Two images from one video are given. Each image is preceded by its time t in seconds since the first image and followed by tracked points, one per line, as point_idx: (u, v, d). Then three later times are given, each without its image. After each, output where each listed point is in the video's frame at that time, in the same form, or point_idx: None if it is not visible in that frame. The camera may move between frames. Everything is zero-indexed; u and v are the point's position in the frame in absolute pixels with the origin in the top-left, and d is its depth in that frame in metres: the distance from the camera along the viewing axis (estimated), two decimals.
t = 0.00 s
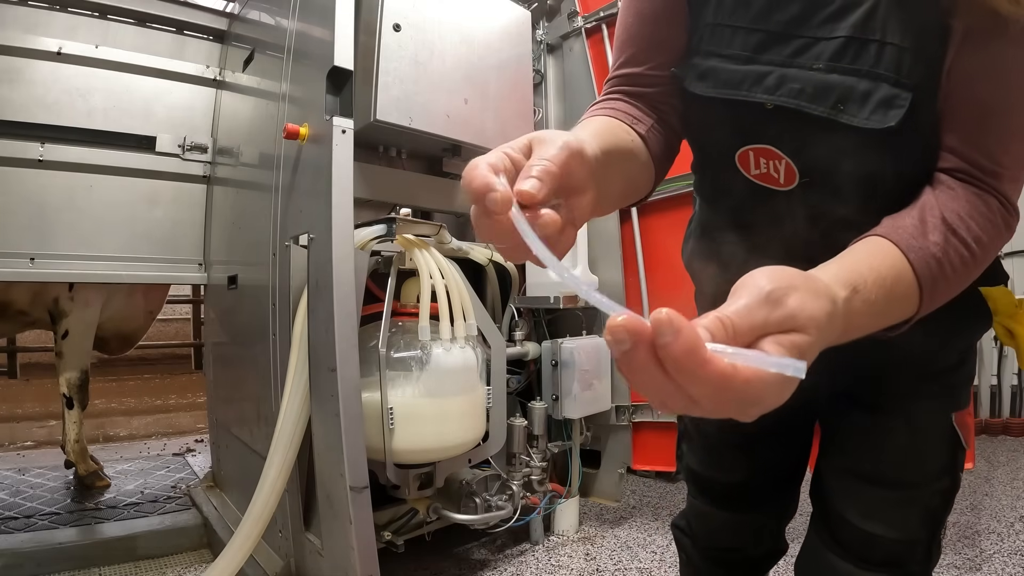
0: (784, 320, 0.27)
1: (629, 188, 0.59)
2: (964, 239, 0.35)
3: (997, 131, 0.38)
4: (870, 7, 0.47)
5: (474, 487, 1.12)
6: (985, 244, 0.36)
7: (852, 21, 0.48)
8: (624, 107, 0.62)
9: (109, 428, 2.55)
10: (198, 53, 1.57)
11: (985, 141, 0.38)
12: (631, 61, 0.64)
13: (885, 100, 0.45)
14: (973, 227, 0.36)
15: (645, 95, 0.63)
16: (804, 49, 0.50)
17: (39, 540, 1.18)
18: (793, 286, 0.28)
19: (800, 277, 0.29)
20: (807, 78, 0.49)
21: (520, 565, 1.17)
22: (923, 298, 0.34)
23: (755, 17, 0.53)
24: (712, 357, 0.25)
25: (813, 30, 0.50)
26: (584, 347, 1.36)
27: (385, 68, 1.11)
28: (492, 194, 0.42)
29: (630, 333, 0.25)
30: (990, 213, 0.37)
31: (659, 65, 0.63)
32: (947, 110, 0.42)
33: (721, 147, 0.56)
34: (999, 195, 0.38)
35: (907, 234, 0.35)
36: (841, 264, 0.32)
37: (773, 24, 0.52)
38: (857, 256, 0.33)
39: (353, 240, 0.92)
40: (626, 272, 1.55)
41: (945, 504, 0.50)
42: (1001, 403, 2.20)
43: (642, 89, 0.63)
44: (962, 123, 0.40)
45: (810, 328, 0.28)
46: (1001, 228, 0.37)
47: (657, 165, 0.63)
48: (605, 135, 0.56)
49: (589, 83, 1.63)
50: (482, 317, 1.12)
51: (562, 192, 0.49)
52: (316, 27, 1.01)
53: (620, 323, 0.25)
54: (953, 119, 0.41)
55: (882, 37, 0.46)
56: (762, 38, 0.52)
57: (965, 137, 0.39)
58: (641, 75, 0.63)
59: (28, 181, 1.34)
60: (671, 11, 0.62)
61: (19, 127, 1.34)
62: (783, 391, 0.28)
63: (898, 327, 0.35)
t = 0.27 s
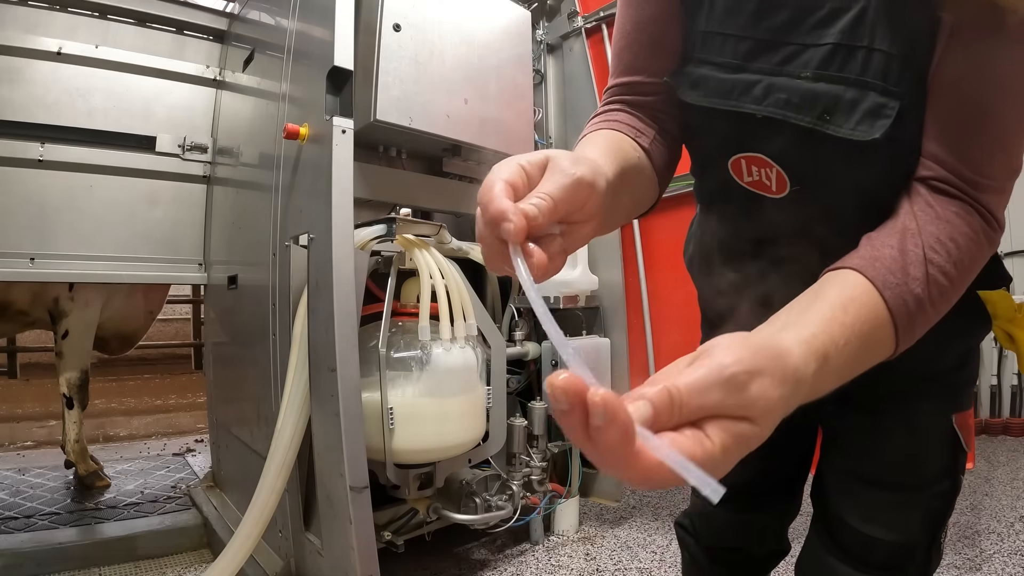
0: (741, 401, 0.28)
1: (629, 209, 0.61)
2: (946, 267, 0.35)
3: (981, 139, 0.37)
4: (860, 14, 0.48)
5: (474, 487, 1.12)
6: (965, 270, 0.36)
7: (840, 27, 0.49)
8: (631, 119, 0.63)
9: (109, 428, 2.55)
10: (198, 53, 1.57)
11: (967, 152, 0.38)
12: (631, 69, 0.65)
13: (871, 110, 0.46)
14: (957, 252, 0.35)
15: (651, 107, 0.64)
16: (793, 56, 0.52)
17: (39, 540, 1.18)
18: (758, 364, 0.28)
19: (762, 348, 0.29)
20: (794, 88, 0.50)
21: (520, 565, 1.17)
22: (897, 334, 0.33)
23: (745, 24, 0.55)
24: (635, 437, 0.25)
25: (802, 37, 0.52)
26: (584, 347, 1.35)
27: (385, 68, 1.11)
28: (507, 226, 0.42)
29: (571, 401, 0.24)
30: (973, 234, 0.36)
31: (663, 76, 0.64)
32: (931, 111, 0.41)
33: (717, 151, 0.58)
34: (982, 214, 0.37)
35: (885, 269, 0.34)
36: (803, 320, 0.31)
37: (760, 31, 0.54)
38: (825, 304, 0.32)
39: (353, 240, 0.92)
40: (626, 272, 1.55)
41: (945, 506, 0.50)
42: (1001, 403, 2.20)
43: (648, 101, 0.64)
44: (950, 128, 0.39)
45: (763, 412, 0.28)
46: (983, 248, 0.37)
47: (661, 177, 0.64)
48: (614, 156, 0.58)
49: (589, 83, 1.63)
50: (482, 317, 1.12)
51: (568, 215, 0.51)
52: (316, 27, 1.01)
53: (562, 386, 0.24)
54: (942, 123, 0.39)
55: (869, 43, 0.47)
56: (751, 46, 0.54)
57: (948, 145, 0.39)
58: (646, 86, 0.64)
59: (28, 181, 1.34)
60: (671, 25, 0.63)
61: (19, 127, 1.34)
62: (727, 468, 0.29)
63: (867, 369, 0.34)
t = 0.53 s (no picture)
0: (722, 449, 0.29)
1: (625, 207, 0.61)
2: (941, 260, 0.35)
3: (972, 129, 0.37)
4: (848, 11, 0.48)
5: (474, 487, 1.13)
6: (961, 263, 0.36)
7: (828, 25, 0.49)
8: (627, 116, 0.63)
9: (109, 428, 2.55)
10: (198, 53, 1.57)
11: (958, 144, 0.38)
12: (621, 65, 0.65)
13: (859, 107, 0.47)
14: (952, 245, 0.35)
15: (647, 106, 0.64)
16: (782, 54, 0.52)
17: (39, 540, 1.18)
18: (742, 404, 0.28)
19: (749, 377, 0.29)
20: (783, 85, 0.50)
21: (520, 565, 1.16)
22: (896, 331, 0.33)
23: (734, 23, 0.55)
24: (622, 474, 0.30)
25: (789, 35, 0.52)
26: (585, 347, 1.36)
27: (385, 68, 1.11)
28: (509, 204, 0.44)
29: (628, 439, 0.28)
30: (967, 227, 0.36)
31: (659, 76, 0.64)
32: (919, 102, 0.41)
33: (709, 151, 0.58)
34: (975, 206, 0.37)
35: (882, 263, 0.33)
36: (795, 324, 0.32)
37: (749, 30, 0.54)
38: (818, 305, 0.32)
39: (353, 240, 0.92)
40: (626, 271, 1.55)
41: (943, 507, 0.50)
42: (1001, 404, 2.20)
43: (644, 99, 0.64)
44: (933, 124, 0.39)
45: (740, 458, 0.29)
46: (979, 240, 0.37)
47: (654, 176, 0.64)
48: (615, 150, 0.58)
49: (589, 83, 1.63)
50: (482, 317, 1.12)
51: (569, 202, 0.51)
52: (316, 27, 1.01)
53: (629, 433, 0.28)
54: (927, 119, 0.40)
55: (858, 40, 0.47)
56: (740, 45, 0.54)
57: (938, 135, 0.39)
58: (644, 85, 0.64)
59: (28, 181, 1.34)
60: (670, 25, 0.64)
61: (19, 127, 1.34)
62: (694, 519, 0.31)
63: (865, 367, 0.34)
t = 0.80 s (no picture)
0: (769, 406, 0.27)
1: (611, 208, 0.61)
2: (953, 254, 0.35)
3: (972, 129, 0.38)
4: (847, 9, 0.48)
5: (474, 487, 1.13)
6: (971, 257, 0.36)
7: (827, 23, 0.49)
8: (619, 116, 0.63)
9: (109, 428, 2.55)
10: (198, 53, 1.57)
11: (961, 143, 0.38)
12: (616, 65, 0.65)
13: (860, 106, 0.47)
14: (963, 239, 0.35)
15: (640, 106, 0.64)
16: (781, 53, 0.52)
17: (39, 540, 1.18)
18: (793, 359, 0.27)
19: (790, 335, 0.28)
20: (783, 84, 0.50)
21: (520, 565, 1.17)
22: (914, 320, 0.33)
23: (731, 23, 0.55)
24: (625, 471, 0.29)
25: (788, 34, 0.52)
26: (584, 347, 1.35)
27: (385, 68, 1.11)
28: (483, 224, 0.44)
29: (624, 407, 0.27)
30: (975, 222, 0.36)
31: (654, 76, 0.64)
32: (920, 100, 0.41)
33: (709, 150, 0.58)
34: (982, 204, 0.37)
35: (898, 253, 0.33)
36: (816, 305, 0.31)
37: (747, 29, 0.54)
38: (839, 289, 0.31)
39: (353, 240, 0.92)
40: (626, 271, 1.55)
41: (942, 507, 0.50)
42: (1001, 404, 2.20)
43: (637, 99, 0.64)
44: (938, 121, 0.39)
45: (764, 432, 0.29)
46: (986, 235, 0.37)
47: (646, 176, 0.64)
48: (598, 152, 0.58)
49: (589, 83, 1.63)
50: (482, 317, 1.12)
51: (548, 209, 0.51)
52: (316, 27, 1.01)
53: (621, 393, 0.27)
54: (931, 117, 0.40)
55: (857, 39, 0.48)
56: (738, 44, 0.54)
57: (940, 134, 0.39)
58: (638, 84, 0.64)
59: (28, 181, 1.34)
60: (665, 25, 0.64)
61: (19, 127, 1.34)
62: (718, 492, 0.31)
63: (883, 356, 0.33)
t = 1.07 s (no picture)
0: (751, 340, 0.27)
1: (600, 211, 0.60)
2: (957, 246, 0.35)
3: (976, 130, 0.38)
4: (848, 10, 0.48)
5: (474, 487, 1.13)
6: (975, 256, 0.36)
7: (828, 23, 0.49)
8: (612, 117, 0.63)
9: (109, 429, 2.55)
10: (198, 53, 1.57)
11: (965, 143, 0.38)
12: (610, 66, 0.65)
13: (862, 106, 0.47)
14: (966, 233, 0.35)
15: (634, 106, 0.64)
16: (781, 53, 0.52)
17: (39, 540, 1.18)
18: (762, 300, 0.28)
19: (774, 292, 0.29)
20: (784, 84, 0.50)
21: (520, 565, 1.17)
22: (920, 309, 0.33)
23: (730, 23, 0.55)
24: (627, 401, 0.24)
25: (788, 34, 0.52)
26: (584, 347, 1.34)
27: (385, 68, 1.11)
28: (454, 248, 0.44)
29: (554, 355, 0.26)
30: (979, 220, 0.36)
31: (649, 76, 0.64)
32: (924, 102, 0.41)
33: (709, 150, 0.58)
34: (986, 202, 0.37)
35: (900, 242, 0.34)
36: (818, 279, 0.32)
37: (747, 29, 0.54)
38: (840, 270, 0.32)
39: (353, 240, 0.92)
40: (626, 271, 1.55)
41: (942, 508, 0.50)
42: (1001, 404, 2.20)
43: (632, 101, 0.64)
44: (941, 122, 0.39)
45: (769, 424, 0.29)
46: (990, 235, 0.37)
47: (638, 178, 0.63)
48: (582, 160, 0.56)
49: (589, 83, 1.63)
50: (482, 317, 1.12)
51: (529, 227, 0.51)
52: (316, 27, 1.01)
53: (545, 341, 0.26)
54: (934, 119, 0.40)
55: (858, 39, 0.48)
56: (738, 44, 0.55)
57: (945, 132, 0.39)
58: (633, 86, 0.64)
59: (28, 181, 1.34)
60: (660, 25, 0.64)
61: (19, 127, 1.34)
62: (755, 438, 0.27)
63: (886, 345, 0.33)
